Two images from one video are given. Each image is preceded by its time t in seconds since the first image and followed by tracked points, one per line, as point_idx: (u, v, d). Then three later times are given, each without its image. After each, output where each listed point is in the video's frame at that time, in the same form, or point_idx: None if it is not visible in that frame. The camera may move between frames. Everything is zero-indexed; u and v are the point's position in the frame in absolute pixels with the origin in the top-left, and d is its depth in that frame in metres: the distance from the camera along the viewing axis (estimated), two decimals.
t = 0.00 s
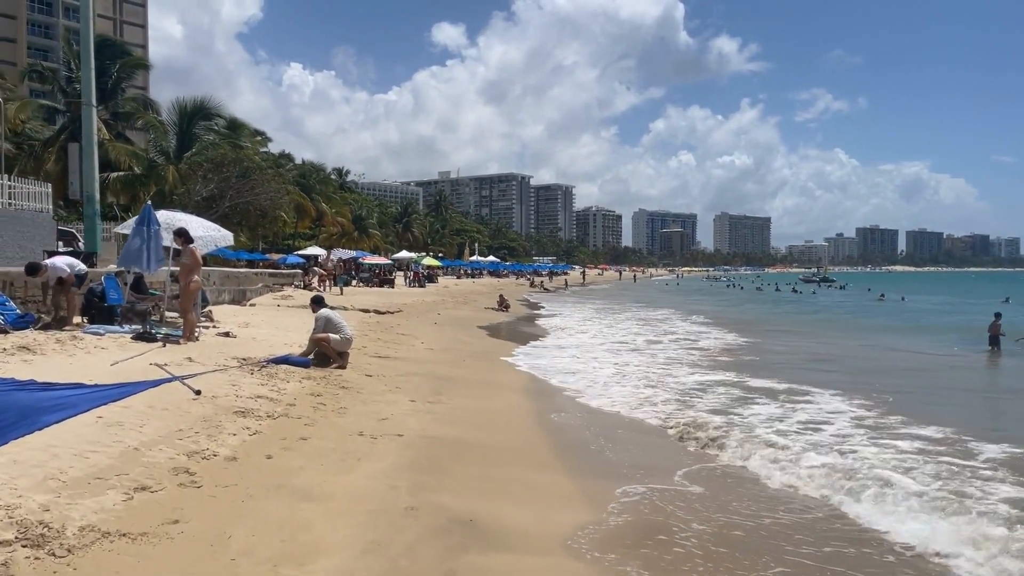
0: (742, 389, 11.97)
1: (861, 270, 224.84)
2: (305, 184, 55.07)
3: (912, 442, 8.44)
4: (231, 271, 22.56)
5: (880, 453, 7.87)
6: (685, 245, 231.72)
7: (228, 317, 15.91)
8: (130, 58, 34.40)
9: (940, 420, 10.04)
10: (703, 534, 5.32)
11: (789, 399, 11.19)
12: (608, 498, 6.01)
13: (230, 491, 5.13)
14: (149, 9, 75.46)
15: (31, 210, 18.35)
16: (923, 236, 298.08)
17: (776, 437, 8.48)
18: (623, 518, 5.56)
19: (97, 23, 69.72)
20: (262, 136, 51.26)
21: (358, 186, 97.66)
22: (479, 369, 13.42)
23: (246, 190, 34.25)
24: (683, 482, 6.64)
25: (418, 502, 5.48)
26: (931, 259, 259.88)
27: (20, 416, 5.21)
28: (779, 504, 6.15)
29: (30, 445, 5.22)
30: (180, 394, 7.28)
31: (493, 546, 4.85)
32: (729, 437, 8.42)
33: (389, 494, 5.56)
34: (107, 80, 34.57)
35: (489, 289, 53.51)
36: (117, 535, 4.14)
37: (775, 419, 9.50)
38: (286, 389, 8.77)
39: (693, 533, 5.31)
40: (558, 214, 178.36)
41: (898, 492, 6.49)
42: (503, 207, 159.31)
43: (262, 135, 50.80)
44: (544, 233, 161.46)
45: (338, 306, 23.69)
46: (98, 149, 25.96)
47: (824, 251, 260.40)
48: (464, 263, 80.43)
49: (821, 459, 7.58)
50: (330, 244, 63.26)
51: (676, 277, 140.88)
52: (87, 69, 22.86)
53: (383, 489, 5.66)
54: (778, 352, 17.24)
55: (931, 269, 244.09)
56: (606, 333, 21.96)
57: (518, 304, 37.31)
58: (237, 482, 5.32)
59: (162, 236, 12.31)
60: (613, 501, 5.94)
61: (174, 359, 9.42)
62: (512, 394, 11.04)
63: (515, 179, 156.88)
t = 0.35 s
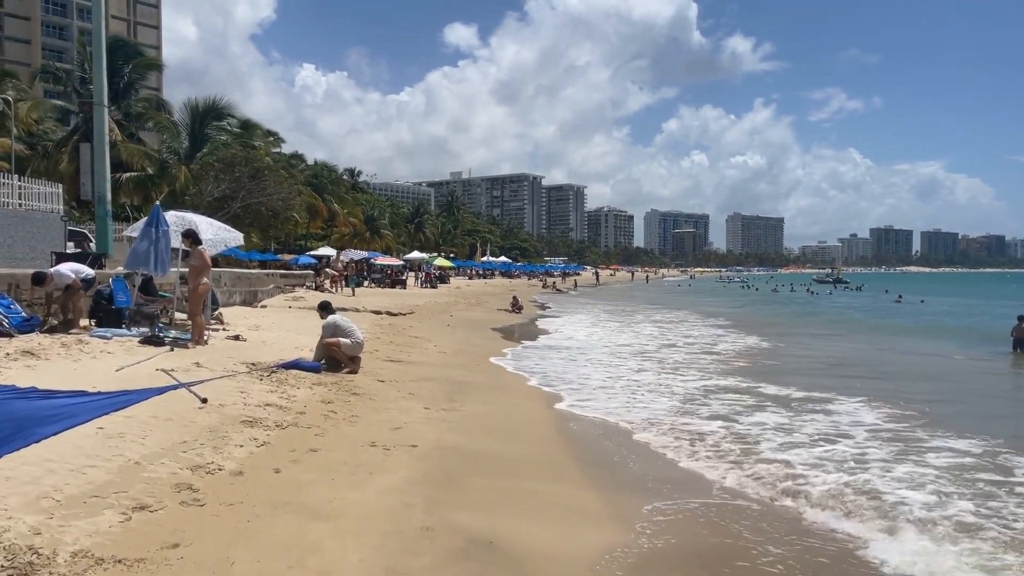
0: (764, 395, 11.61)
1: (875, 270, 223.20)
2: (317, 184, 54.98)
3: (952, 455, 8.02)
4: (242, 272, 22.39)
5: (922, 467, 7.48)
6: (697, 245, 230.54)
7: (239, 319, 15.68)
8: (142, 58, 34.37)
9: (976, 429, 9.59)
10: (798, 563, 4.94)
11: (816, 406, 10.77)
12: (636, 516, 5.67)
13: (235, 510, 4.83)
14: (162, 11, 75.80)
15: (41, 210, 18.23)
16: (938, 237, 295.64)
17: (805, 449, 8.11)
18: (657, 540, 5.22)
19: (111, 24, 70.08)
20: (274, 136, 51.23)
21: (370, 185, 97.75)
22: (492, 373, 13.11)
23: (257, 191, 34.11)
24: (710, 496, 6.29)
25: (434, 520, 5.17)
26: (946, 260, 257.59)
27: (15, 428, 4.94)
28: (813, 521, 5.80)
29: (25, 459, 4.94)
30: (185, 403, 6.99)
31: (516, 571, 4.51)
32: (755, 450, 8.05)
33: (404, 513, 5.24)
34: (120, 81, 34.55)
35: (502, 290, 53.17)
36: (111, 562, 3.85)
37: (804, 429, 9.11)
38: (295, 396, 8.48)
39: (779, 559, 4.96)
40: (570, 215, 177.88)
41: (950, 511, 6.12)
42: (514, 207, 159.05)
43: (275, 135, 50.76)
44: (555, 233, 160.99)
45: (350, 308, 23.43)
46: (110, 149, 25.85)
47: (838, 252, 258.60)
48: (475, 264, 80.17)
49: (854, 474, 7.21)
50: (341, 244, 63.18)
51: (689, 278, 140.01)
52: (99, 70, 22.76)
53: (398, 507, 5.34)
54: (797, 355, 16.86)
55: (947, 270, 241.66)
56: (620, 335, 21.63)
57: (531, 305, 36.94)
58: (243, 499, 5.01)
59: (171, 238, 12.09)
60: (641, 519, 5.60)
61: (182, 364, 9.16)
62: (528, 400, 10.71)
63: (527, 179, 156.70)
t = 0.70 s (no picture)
0: (781, 395, 11.20)
1: (884, 270, 222.00)
2: (324, 184, 54.75)
3: (990, 460, 7.61)
4: (247, 272, 22.11)
5: (961, 475, 7.08)
6: (705, 246, 229.75)
7: (243, 320, 15.37)
8: (148, 57, 34.17)
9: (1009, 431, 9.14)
10: None
11: (838, 409, 10.35)
12: (658, 532, 5.30)
13: (229, 527, 4.49)
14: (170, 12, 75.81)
15: (45, 209, 18.00)
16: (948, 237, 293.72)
17: (828, 455, 7.71)
18: (685, 559, 4.85)
19: (119, 25, 70.10)
20: (281, 136, 51.05)
21: (377, 185, 97.62)
22: (501, 375, 12.73)
23: (263, 191, 33.77)
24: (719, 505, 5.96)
25: (442, 538, 4.82)
26: (956, 260, 255.93)
27: None
28: (859, 534, 5.42)
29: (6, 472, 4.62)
30: (183, 409, 6.66)
31: None
32: (773, 456, 7.66)
33: (410, 529, 4.88)
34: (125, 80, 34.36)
35: (509, 290, 52.78)
36: None
37: (829, 434, 8.70)
38: (298, 400, 8.15)
39: None
40: (577, 215, 177.43)
41: (995, 523, 5.75)
42: (521, 208, 158.74)
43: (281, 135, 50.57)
44: (563, 234, 160.61)
45: (357, 308, 23.11)
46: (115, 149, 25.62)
47: (847, 252, 257.38)
48: (482, 264, 79.85)
49: (883, 482, 6.81)
50: (348, 244, 62.96)
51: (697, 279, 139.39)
52: (104, 68, 22.53)
53: (404, 523, 4.99)
54: (813, 355, 16.42)
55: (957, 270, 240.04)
56: (631, 335, 21.22)
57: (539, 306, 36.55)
58: (239, 515, 4.68)
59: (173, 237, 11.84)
60: (665, 536, 5.23)
61: (182, 367, 8.84)
62: (537, 404, 10.33)
63: (534, 180, 156.40)
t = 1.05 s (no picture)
0: (803, 402, 10.79)
1: (895, 274, 220.64)
2: (332, 188, 54.57)
3: None
4: (254, 276, 21.84)
5: (1000, 494, 6.68)
6: (714, 249, 228.85)
7: (249, 326, 15.05)
8: (156, 60, 34.02)
9: None
10: None
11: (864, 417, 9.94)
12: (688, 558, 4.94)
13: (225, 556, 4.16)
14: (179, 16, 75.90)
15: (50, 212, 17.77)
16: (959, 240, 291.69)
17: (857, 470, 7.32)
18: None
19: (129, 30, 70.29)
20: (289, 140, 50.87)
21: (385, 189, 97.55)
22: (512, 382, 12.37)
23: (272, 194, 33.54)
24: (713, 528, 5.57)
25: (456, 566, 4.48)
26: (968, 264, 254.08)
27: None
28: (898, 562, 5.04)
29: None
30: (182, 422, 6.33)
31: None
32: (786, 472, 7.24)
33: (420, 556, 4.56)
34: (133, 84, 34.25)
35: (519, 294, 52.40)
36: None
37: (855, 446, 8.30)
38: (303, 411, 7.81)
39: None
40: (586, 219, 177.01)
41: None
42: (530, 211, 158.47)
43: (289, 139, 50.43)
44: (571, 238, 160.15)
45: (365, 313, 22.78)
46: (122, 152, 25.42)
47: (857, 255, 256.06)
48: (491, 268, 79.52)
49: (910, 502, 6.38)
50: (357, 248, 62.71)
51: (706, 282, 138.72)
52: (111, 71, 22.34)
53: (414, 548, 4.66)
54: (832, 361, 16.00)
55: (969, 274, 238.15)
56: (643, 340, 20.82)
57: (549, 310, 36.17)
58: (236, 541, 4.34)
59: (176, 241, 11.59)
60: (694, 563, 4.88)
61: (183, 376, 8.52)
62: (551, 412, 9.96)
63: (542, 183, 156.22)
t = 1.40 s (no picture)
0: (832, 410, 10.30)
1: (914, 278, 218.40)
2: (348, 192, 54.49)
3: None
4: (268, 280, 21.61)
5: None
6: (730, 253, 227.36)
7: (262, 332, 14.78)
8: (172, 65, 34.06)
9: None
10: None
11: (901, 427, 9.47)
12: None
13: None
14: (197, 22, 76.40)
15: (63, 217, 17.58)
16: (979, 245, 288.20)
17: (898, 485, 6.88)
18: None
19: (147, 36, 70.85)
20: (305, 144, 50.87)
21: (400, 194, 97.58)
22: (530, 387, 11.96)
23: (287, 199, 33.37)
24: (703, 557, 5.07)
25: None
26: (988, 268, 250.96)
27: None
28: None
29: None
30: (187, 436, 6.02)
31: None
32: (801, 490, 6.66)
33: None
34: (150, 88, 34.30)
35: (535, 298, 52.02)
36: None
37: (894, 457, 7.84)
38: (315, 423, 7.49)
39: None
40: (600, 223, 176.40)
41: None
42: (545, 216, 158.12)
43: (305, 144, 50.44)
44: (586, 242, 159.57)
45: (379, 318, 22.50)
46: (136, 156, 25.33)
47: (875, 259, 253.76)
48: (506, 272, 79.19)
49: (947, 527, 5.80)
50: (372, 252, 62.62)
51: (722, 287, 137.67)
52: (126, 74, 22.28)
53: None
54: (859, 368, 15.50)
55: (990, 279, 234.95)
56: (662, 346, 20.39)
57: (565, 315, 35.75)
58: (237, 571, 4.01)
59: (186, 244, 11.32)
60: None
61: (191, 386, 8.21)
62: (570, 418, 9.57)
63: (557, 188, 155.98)
